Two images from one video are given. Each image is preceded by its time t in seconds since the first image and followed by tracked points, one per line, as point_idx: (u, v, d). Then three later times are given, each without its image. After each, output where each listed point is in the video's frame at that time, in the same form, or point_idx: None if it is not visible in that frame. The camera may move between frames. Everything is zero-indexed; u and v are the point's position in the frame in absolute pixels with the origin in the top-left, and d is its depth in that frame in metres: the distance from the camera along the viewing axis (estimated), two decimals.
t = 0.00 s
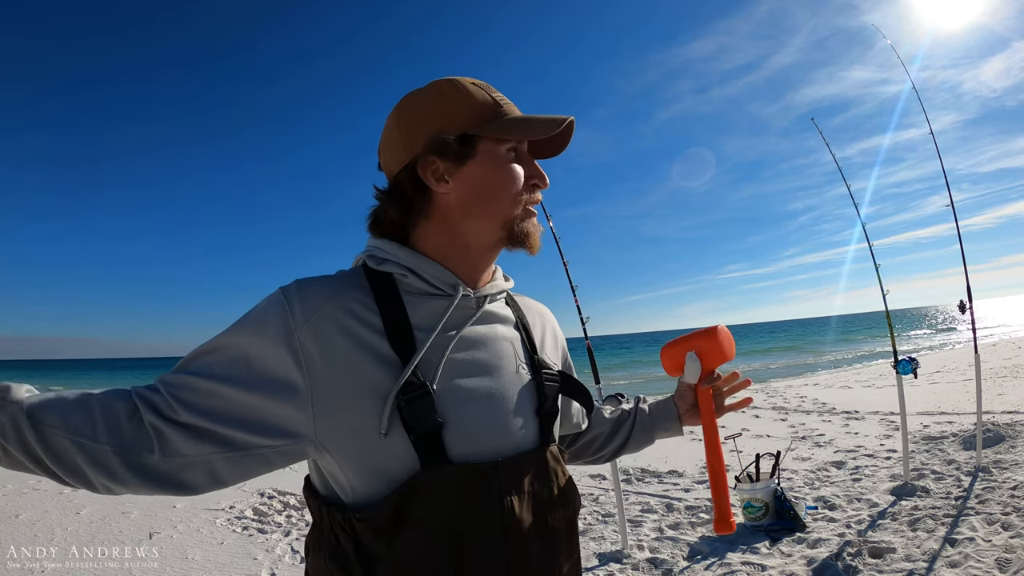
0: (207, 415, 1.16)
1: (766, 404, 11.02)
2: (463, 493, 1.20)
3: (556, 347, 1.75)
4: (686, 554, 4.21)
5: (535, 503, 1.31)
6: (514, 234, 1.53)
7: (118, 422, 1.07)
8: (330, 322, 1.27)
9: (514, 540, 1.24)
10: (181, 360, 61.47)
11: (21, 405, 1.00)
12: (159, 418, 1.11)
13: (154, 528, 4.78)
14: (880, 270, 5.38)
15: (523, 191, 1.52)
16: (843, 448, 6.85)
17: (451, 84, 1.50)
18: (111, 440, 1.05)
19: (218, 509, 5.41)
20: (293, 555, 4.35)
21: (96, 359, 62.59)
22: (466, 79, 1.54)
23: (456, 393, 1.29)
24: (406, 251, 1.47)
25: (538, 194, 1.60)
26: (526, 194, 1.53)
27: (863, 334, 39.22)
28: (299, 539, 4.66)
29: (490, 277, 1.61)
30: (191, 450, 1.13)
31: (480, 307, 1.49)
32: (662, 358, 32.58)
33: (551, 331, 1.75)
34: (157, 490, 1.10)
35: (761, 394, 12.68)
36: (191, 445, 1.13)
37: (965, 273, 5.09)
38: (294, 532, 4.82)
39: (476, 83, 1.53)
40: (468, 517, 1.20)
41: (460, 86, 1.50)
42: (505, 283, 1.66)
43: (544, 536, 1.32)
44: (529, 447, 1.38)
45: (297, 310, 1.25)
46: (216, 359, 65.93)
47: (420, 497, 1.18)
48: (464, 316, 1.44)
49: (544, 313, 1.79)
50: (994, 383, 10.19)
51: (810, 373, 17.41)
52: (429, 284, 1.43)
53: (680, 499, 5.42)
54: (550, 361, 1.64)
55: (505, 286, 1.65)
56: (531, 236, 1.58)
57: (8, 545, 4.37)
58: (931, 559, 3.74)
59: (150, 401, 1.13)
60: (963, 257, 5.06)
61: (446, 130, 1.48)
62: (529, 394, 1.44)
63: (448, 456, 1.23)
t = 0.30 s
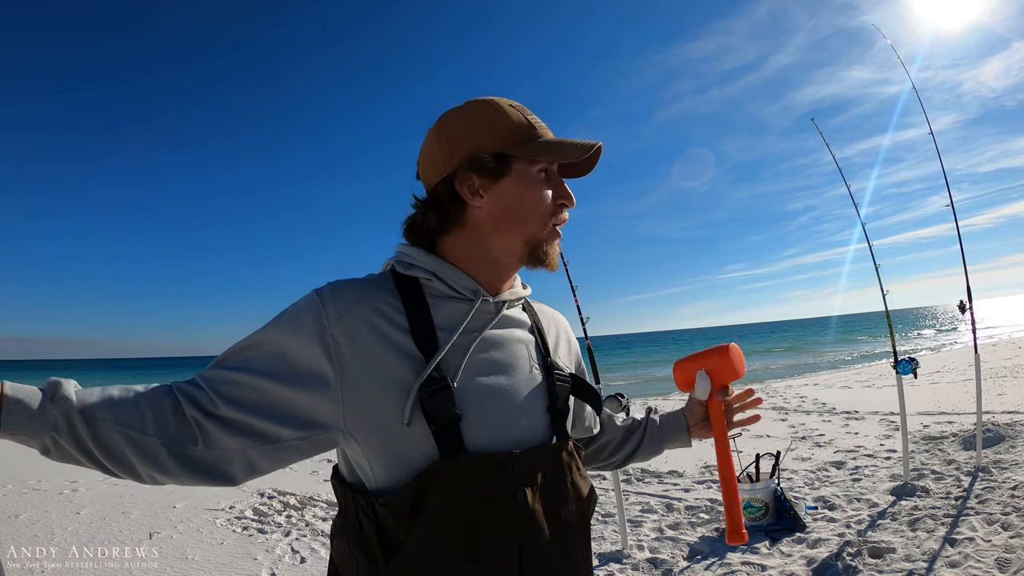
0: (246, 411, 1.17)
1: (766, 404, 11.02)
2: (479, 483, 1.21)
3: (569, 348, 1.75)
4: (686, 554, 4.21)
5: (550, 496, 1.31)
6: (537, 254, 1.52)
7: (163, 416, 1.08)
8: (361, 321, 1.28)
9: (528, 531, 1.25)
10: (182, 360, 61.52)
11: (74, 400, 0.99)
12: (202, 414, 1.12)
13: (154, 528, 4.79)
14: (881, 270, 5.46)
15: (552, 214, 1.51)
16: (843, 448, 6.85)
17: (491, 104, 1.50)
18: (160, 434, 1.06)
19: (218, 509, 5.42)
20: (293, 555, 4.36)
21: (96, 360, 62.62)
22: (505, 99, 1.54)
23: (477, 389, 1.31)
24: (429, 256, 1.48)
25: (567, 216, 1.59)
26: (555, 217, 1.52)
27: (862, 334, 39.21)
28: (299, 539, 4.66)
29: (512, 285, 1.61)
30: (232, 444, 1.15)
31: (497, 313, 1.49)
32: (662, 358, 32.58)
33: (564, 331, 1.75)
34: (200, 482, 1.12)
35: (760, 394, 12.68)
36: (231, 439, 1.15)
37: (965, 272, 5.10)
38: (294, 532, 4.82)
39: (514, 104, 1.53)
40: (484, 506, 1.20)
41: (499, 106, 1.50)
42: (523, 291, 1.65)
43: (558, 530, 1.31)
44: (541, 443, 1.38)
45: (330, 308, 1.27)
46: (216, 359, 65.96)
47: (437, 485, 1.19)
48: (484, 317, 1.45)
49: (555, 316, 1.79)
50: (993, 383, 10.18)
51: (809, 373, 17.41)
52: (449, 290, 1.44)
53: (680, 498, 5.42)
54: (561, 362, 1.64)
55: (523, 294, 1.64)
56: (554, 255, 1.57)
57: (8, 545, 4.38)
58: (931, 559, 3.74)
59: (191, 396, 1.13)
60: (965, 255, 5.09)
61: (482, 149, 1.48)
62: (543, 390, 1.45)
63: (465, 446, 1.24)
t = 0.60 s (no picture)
0: (277, 405, 1.26)
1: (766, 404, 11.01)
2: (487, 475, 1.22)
3: (587, 349, 1.72)
4: (686, 554, 4.21)
5: (561, 492, 1.29)
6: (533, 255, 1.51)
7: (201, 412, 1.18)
8: (378, 322, 1.33)
9: (533, 525, 1.25)
10: (181, 360, 61.48)
11: (124, 394, 1.12)
12: (237, 408, 1.22)
13: (154, 528, 4.79)
14: (880, 270, 5.46)
15: (543, 216, 1.50)
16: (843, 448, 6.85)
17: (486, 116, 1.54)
18: (202, 426, 1.17)
19: (218, 509, 5.42)
20: (293, 555, 4.36)
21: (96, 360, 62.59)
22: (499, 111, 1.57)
23: (488, 385, 1.32)
24: (442, 261, 1.50)
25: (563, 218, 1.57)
26: (546, 219, 1.51)
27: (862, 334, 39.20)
28: (299, 539, 4.66)
29: (523, 288, 1.59)
30: (266, 436, 1.24)
31: (507, 314, 1.48)
32: (662, 357, 32.57)
33: (580, 332, 1.72)
34: (239, 471, 1.22)
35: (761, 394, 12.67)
36: (264, 431, 1.24)
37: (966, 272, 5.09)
38: (294, 532, 4.82)
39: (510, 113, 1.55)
40: (492, 497, 1.21)
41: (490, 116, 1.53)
42: (537, 293, 1.64)
43: (569, 527, 1.29)
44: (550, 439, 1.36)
45: (351, 310, 1.33)
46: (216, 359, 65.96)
47: (446, 475, 1.20)
48: (494, 317, 1.45)
49: (571, 319, 1.76)
50: (994, 383, 10.18)
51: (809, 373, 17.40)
52: (459, 292, 1.45)
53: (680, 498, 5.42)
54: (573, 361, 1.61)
55: (537, 295, 1.63)
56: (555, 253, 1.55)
57: (8, 545, 4.38)
58: (931, 559, 3.74)
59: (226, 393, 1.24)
60: (965, 255, 5.10)
61: (473, 159, 1.53)
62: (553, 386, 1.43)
63: (473, 439, 1.26)
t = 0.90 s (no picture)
0: (307, 420, 1.34)
1: (766, 404, 11.02)
2: (485, 468, 1.22)
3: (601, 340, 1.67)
4: (686, 554, 4.21)
5: (561, 487, 1.28)
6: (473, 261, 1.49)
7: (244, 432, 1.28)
8: (385, 331, 1.39)
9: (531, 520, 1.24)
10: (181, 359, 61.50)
11: (178, 412, 1.24)
12: (275, 427, 1.32)
13: (154, 528, 4.79)
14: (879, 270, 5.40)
15: (480, 217, 1.48)
16: (843, 448, 6.85)
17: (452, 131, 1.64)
18: (248, 442, 1.27)
19: (218, 509, 5.41)
20: (293, 555, 4.36)
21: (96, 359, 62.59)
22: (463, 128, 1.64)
23: (487, 380, 1.33)
24: (442, 268, 1.54)
25: (512, 218, 1.50)
26: (485, 220, 1.48)
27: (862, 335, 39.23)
28: (299, 539, 4.66)
29: (524, 284, 1.60)
30: (304, 449, 1.33)
31: (499, 313, 1.46)
32: (662, 357, 32.58)
33: (595, 323, 1.66)
34: (283, 487, 1.32)
35: (761, 394, 12.68)
36: (302, 449, 1.33)
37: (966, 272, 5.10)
38: (294, 532, 4.82)
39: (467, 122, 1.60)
40: (490, 491, 1.21)
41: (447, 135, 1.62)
42: (543, 290, 1.62)
43: (568, 523, 1.27)
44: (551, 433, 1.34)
45: (361, 322, 1.40)
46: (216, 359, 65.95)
47: (446, 466, 1.22)
48: (491, 313, 1.46)
49: (584, 311, 1.70)
50: (994, 383, 10.19)
51: (809, 374, 17.42)
52: (457, 295, 1.47)
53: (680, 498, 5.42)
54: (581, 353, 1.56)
55: (542, 292, 1.61)
56: (495, 256, 1.48)
57: (8, 545, 4.37)
58: (931, 559, 3.74)
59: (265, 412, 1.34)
60: (965, 256, 5.09)
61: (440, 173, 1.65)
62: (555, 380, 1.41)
63: (472, 432, 1.26)
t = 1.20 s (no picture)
0: (336, 427, 1.43)
1: (766, 404, 11.02)
2: (465, 473, 1.24)
3: (613, 350, 1.53)
4: (686, 554, 4.22)
5: (544, 498, 1.25)
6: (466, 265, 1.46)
7: (286, 436, 1.38)
8: (388, 339, 1.42)
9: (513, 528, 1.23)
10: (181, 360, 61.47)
11: (237, 417, 1.33)
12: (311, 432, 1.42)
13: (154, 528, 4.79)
14: (879, 270, 5.37)
15: (467, 221, 1.46)
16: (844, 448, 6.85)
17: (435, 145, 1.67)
18: (292, 446, 1.38)
19: (218, 509, 5.42)
20: (293, 555, 4.36)
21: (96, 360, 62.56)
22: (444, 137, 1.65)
23: (474, 387, 1.33)
24: (445, 275, 1.57)
25: (500, 217, 1.47)
26: (472, 223, 1.46)
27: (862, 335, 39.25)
28: (299, 539, 4.66)
29: (529, 288, 1.54)
30: (338, 451, 1.44)
31: (490, 321, 1.44)
32: (662, 357, 32.58)
33: (608, 332, 1.55)
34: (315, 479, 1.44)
35: (761, 394, 12.69)
36: (333, 450, 1.43)
37: (966, 272, 5.10)
38: (294, 532, 4.82)
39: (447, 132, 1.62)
40: (471, 495, 1.23)
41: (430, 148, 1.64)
42: (555, 296, 1.55)
43: (553, 534, 1.25)
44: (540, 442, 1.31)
45: (368, 331, 1.43)
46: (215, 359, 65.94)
47: (431, 470, 1.26)
48: (484, 320, 1.45)
49: (599, 317, 1.60)
50: (994, 383, 10.19)
51: (809, 374, 17.43)
52: (452, 302, 1.49)
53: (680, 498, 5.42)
54: (584, 362, 1.47)
55: (551, 299, 1.53)
56: (487, 255, 1.45)
57: (8, 545, 4.37)
58: (931, 559, 3.74)
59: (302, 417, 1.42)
60: (965, 255, 5.08)
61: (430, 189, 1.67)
62: (548, 388, 1.37)
63: (457, 437, 1.28)
